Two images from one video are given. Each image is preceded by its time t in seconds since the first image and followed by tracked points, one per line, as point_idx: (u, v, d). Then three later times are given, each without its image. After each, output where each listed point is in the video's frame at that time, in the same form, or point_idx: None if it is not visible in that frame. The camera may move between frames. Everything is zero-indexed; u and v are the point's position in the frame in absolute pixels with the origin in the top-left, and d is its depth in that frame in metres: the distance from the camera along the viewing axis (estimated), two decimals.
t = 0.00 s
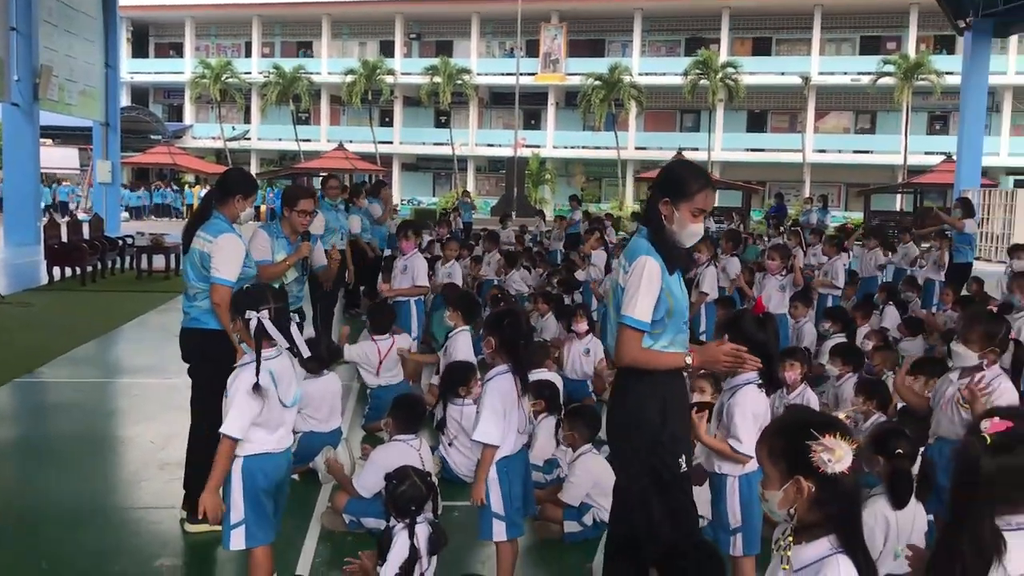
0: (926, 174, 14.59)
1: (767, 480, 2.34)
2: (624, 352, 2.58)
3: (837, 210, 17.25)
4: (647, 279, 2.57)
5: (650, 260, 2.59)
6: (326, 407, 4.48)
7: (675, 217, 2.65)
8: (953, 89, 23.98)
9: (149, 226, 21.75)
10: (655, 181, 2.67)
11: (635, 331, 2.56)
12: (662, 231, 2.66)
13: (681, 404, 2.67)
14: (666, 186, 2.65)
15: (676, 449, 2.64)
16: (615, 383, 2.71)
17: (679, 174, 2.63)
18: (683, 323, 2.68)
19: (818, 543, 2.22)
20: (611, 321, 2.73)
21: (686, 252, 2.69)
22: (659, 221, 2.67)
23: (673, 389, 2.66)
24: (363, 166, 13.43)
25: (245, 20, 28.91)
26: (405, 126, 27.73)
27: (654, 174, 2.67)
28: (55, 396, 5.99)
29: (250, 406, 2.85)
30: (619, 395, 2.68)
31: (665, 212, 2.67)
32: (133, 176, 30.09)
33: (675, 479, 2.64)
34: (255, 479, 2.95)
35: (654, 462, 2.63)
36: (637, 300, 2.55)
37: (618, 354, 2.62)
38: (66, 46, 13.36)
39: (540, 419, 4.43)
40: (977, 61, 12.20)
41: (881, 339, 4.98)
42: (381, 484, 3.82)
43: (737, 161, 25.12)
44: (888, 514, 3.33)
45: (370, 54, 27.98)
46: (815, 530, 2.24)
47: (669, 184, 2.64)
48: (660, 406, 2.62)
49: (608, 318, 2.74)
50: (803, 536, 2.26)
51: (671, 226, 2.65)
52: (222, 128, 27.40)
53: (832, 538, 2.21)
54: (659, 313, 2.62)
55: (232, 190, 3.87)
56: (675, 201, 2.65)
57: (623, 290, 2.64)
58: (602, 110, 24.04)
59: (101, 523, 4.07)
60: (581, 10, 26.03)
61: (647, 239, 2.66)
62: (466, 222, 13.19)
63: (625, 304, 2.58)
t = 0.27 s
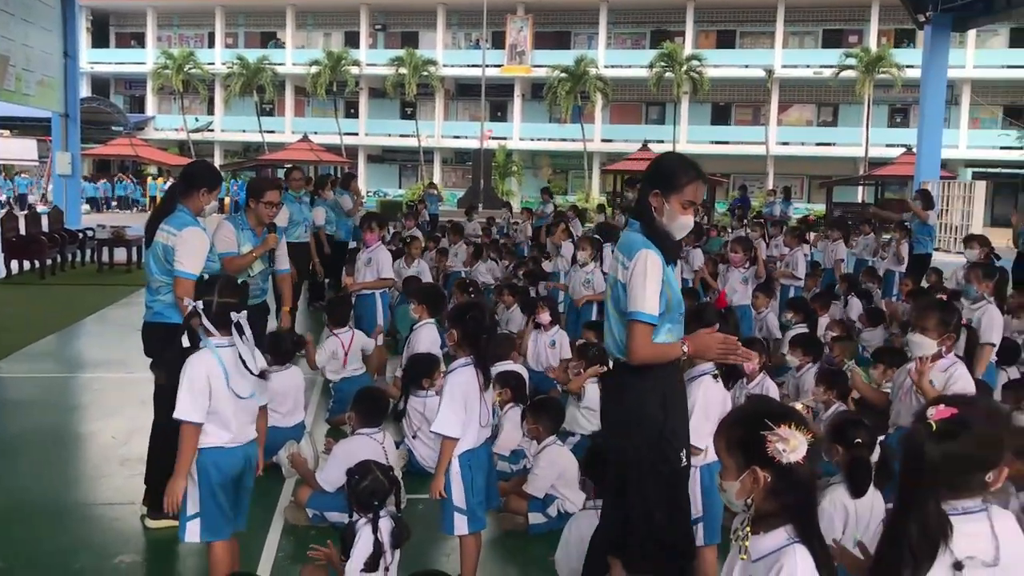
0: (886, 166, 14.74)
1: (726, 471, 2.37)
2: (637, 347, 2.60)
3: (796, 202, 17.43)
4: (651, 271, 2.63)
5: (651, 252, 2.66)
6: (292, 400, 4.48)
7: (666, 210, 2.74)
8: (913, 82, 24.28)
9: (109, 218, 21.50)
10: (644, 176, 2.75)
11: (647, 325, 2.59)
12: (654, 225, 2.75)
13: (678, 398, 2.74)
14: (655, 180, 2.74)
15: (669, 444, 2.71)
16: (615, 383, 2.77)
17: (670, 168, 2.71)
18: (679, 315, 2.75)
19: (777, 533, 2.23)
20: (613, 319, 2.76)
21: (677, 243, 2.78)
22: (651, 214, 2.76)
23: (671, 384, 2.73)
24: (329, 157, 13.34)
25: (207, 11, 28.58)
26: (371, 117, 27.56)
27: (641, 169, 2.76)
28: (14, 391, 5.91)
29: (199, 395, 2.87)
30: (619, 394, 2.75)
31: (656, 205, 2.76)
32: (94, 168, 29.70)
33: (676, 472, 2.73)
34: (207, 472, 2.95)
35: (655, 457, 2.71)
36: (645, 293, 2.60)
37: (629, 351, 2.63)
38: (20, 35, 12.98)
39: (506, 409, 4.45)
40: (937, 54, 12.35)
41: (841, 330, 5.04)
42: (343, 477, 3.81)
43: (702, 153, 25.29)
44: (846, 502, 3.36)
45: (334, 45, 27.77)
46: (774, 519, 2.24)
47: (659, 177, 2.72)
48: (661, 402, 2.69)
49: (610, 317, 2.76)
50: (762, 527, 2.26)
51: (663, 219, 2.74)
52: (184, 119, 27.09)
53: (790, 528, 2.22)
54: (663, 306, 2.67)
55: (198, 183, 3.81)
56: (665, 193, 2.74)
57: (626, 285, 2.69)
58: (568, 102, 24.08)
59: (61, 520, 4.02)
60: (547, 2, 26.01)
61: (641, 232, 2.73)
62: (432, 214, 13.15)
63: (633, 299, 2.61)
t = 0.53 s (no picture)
0: (853, 161, 14.88)
1: (691, 465, 2.38)
2: (635, 341, 2.66)
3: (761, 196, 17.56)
4: (651, 266, 2.69)
5: (651, 246, 2.72)
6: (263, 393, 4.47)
7: (663, 203, 2.80)
8: (879, 77, 24.52)
9: (72, 213, 21.21)
10: (641, 168, 2.80)
11: (645, 319, 2.66)
12: (651, 218, 2.81)
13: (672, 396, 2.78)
14: (653, 173, 2.79)
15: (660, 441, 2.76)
16: (615, 377, 2.83)
17: (668, 163, 2.77)
18: (674, 309, 2.83)
19: (740, 526, 2.21)
20: (610, 312, 2.82)
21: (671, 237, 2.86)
22: (648, 207, 2.82)
23: (665, 380, 2.78)
24: (297, 152, 13.24)
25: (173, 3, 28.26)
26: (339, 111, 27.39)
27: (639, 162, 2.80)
28: None
29: (144, 383, 2.88)
30: (618, 388, 2.81)
31: (653, 198, 2.82)
32: (58, 162, 29.29)
33: (672, 467, 2.78)
34: (160, 464, 2.93)
35: (652, 453, 2.77)
36: (645, 288, 2.67)
37: (627, 344, 2.69)
38: None
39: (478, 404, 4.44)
40: (902, 50, 12.47)
41: (809, 324, 5.07)
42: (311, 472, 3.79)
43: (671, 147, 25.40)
44: (812, 494, 3.36)
45: (303, 39, 27.56)
46: (737, 511, 2.22)
47: (657, 170, 2.78)
48: (659, 396, 2.75)
49: (607, 310, 2.83)
50: (725, 519, 2.24)
51: (660, 213, 2.81)
52: (150, 113, 26.78)
53: (753, 520, 2.20)
54: (661, 300, 2.74)
55: (166, 178, 3.77)
56: (662, 186, 2.79)
57: (624, 280, 2.75)
58: (537, 97, 24.05)
59: (22, 520, 3.95)
60: None
61: (637, 225, 2.80)
62: (401, 208, 13.07)
63: (634, 294, 2.67)
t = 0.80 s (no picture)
0: (823, 156, 14.99)
1: (658, 458, 2.38)
2: (621, 334, 2.67)
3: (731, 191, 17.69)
4: (639, 260, 2.71)
5: (639, 240, 2.73)
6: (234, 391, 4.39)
7: (650, 198, 2.82)
8: (849, 73, 24.73)
9: (38, 207, 20.94)
10: (629, 163, 2.82)
11: (632, 313, 2.68)
12: (638, 211, 2.83)
13: (653, 391, 2.83)
14: (641, 167, 2.81)
15: (638, 435, 2.77)
16: (598, 370, 2.86)
17: (656, 158, 2.80)
18: (657, 304, 2.85)
19: (706, 518, 2.22)
20: (595, 306, 2.83)
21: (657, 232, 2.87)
22: (635, 201, 2.84)
23: (644, 375, 2.81)
24: (269, 146, 13.14)
25: None
26: (311, 105, 27.22)
27: (627, 156, 2.82)
28: None
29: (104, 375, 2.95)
30: (602, 382, 2.83)
31: (640, 192, 2.84)
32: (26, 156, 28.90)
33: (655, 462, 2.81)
34: (125, 461, 2.91)
35: (635, 447, 2.79)
36: (634, 282, 2.68)
37: (613, 338, 2.70)
38: None
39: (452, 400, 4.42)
40: (872, 46, 12.57)
41: (779, 317, 5.10)
42: (279, 468, 3.77)
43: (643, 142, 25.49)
44: (782, 488, 3.35)
45: (274, 32, 27.36)
46: (704, 504, 2.23)
47: (646, 165, 2.80)
48: (643, 388, 2.80)
49: (593, 304, 2.83)
50: (693, 513, 2.25)
51: (646, 206, 2.83)
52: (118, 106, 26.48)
53: (720, 512, 2.21)
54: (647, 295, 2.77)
55: (135, 173, 3.73)
56: (650, 180, 2.82)
57: (612, 274, 2.76)
58: (510, 91, 24.02)
59: None
60: None
61: (624, 219, 2.81)
62: (373, 203, 13.01)
63: (622, 288, 2.69)
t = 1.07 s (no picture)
0: (795, 150, 15.11)
1: (628, 452, 2.36)
2: (601, 327, 2.68)
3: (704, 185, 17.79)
4: (620, 254, 2.71)
5: (620, 234, 2.73)
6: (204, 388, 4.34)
7: (632, 191, 2.82)
8: (821, 69, 24.93)
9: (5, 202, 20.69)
10: (611, 156, 2.81)
11: (612, 307, 2.68)
12: (619, 205, 2.83)
13: (629, 385, 2.83)
14: (623, 161, 2.80)
15: (607, 426, 2.80)
16: (578, 363, 2.87)
17: (638, 151, 2.79)
18: (636, 297, 2.85)
19: (676, 511, 2.21)
20: (576, 299, 2.83)
21: (636, 225, 2.87)
22: (616, 194, 2.83)
23: (620, 368, 2.82)
24: (241, 140, 13.05)
25: None
26: (285, 99, 27.04)
27: (609, 149, 2.81)
28: None
29: (74, 372, 2.92)
30: (582, 374, 2.84)
31: (622, 185, 2.83)
32: None
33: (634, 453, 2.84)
34: (90, 460, 2.89)
35: (612, 438, 2.81)
36: (615, 276, 2.68)
37: (594, 331, 2.71)
38: None
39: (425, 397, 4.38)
40: (843, 42, 12.67)
41: (752, 310, 5.13)
42: (249, 464, 3.73)
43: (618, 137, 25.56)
44: (754, 480, 3.38)
45: (247, 25, 27.15)
46: (675, 497, 2.23)
47: (628, 158, 2.79)
48: (622, 379, 2.82)
49: (573, 297, 2.83)
50: (663, 505, 2.25)
51: (628, 200, 2.83)
52: (88, 100, 26.19)
53: (689, 505, 2.21)
54: (627, 288, 2.77)
55: (101, 167, 3.68)
56: (632, 174, 2.81)
57: (592, 267, 2.75)
58: (485, 86, 23.98)
59: None
60: None
61: (606, 212, 2.81)
62: (347, 197, 12.95)
63: (603, 282, 2.68)
